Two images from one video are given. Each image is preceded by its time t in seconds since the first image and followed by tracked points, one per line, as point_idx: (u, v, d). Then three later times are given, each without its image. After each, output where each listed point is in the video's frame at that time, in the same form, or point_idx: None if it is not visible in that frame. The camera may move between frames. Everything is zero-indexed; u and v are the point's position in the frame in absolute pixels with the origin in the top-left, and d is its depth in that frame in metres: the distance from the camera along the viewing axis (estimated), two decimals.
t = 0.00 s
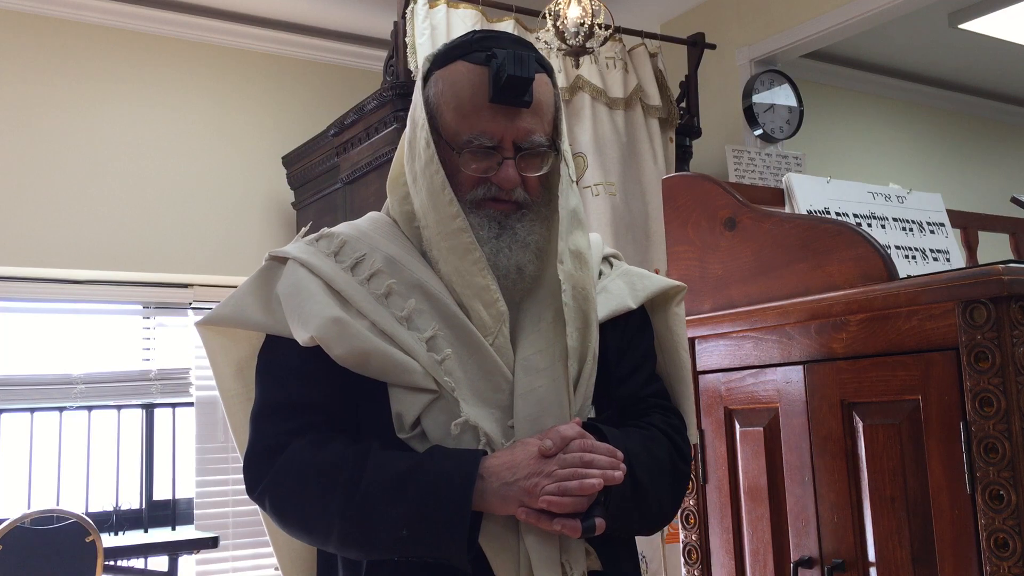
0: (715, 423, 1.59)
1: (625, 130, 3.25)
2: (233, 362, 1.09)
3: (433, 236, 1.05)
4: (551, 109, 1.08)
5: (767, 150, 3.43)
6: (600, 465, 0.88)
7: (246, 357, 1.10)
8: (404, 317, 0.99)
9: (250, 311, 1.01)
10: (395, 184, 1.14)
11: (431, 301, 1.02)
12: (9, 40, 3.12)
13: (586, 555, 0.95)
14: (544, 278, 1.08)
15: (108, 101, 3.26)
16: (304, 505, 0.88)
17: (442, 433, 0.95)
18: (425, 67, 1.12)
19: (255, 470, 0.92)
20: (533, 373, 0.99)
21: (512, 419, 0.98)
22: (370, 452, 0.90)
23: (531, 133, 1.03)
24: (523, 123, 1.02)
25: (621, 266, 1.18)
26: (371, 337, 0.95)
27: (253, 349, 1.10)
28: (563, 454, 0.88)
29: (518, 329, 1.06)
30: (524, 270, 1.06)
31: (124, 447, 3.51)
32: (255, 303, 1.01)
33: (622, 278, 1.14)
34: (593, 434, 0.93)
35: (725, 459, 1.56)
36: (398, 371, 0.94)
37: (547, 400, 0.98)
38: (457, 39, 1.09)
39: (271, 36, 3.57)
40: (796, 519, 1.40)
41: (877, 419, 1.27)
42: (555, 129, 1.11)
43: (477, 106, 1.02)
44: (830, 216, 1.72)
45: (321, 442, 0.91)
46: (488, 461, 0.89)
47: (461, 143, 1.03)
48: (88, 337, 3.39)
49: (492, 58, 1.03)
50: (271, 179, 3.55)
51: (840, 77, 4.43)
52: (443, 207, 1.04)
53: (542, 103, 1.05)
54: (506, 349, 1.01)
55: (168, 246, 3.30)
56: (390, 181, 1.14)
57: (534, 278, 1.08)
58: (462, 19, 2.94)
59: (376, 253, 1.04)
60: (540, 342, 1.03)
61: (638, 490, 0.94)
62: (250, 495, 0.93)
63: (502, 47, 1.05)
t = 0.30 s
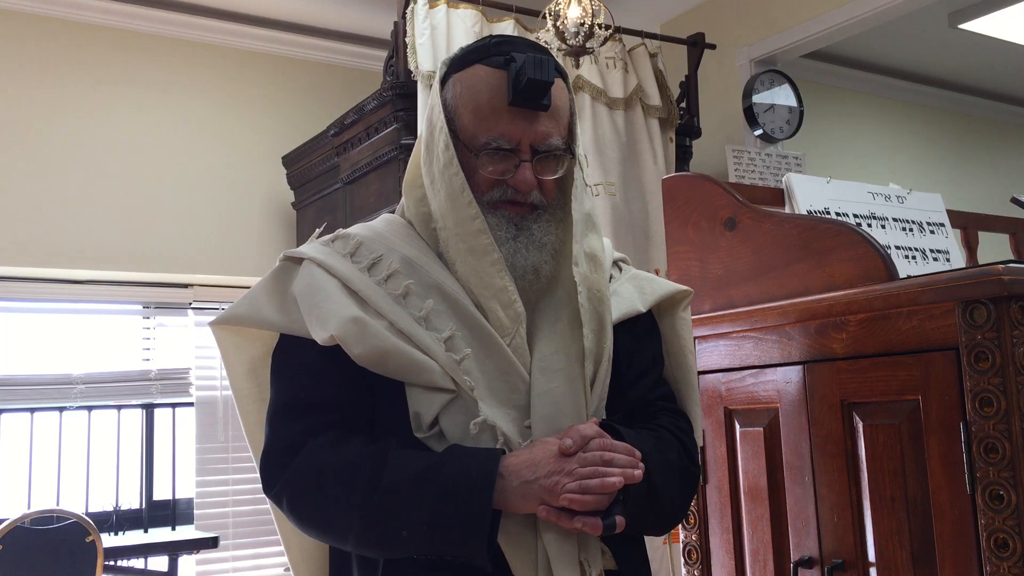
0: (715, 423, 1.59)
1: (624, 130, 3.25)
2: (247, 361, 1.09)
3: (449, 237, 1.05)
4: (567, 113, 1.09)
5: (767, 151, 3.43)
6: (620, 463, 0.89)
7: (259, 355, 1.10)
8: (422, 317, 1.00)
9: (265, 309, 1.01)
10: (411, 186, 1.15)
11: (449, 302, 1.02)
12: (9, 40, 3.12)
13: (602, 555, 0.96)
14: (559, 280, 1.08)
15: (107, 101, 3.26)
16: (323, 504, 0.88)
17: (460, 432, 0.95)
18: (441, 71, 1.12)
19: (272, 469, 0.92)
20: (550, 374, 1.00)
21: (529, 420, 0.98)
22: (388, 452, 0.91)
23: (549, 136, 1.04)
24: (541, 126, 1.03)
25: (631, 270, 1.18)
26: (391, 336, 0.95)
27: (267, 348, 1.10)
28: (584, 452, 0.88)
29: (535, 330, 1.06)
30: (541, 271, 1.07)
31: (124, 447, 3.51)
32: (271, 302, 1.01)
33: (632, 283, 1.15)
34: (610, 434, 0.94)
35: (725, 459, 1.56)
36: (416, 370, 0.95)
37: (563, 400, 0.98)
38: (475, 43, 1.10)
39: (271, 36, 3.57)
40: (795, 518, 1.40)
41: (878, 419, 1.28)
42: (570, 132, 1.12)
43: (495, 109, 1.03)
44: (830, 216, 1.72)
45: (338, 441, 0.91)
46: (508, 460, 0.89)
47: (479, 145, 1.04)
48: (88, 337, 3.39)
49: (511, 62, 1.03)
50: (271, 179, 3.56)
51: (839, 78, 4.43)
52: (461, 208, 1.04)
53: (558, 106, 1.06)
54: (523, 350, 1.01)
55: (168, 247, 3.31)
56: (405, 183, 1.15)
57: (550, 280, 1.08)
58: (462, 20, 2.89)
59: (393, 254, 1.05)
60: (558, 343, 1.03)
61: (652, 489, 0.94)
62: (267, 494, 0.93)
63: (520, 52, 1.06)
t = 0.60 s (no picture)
0: (715, 423, 1.59)
1: (624, 130, 3.25)
2: (252, 359, 1.09)
3: (458, 238, 1.06)
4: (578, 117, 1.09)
5: (767, 151, 3.43)
6: (628, 469, 0.89)
7: (264, 354, 1.10)
8: (430, 318, 1.00)
9: (271, 306, 1.01)
10: (420, 185, 1.14)
11: (457, 303, 1.02)
12: (9, 40, 3.12)
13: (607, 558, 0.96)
14: (569, 284, 1.09)
15: (108, 102, 3.26)
16: (329, 502, 0.88)
17: (467, 434, 0.95)
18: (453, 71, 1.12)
19: (279, 468, 0.92)
20: (558, 376, 1.00)
21: (536, 422, 0.98)
22: (395, 453, 0.91)
23: (558, 140, 1.04)
24: (551, 130, 1.03)
25: (637, 273, 1.18)
26: (399, 337, 0.95)
27: (274, 345, 1.10)
28: (592, 457, 0.88)
29: (542, 332, 1.06)
30: (549, 274, 1.07)
31: (125, 447, 3.51)
32: (279, 299, 1.01)
33: (638, 286, 1.15)
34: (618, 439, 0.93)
35: (725, 459, 1.56)
36: (424, 370, 0.95)
37: (571, 403, 0.98)
38: (486, 43, 1.10)
39: (271, 36, 3.57)
40: (796, 518, 1.40)
41: (879, 419, 1.28)
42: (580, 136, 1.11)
43: (506, 111, 1.03)
44: (830, 215, 1.72)
45: (345, 440, 0.91)
46: (516, 463, 0.89)
47: (490, 147, 1.04)
48: (88, 337, 3.39)
49: (524, 65, 1.03)
50: (271, 179, 3.56)
51: (839, 78, 4.43)
52: (471, 209, 1.04)
53: (570, 111, 1.06)
54: (531, 352, 1.01)
55: (168, 247, 3.31)
56: (414, 182, 1.14)
57: (558, 282, 1.08)
58: (462, 20, 2.88)
59: (401, 254, 1.05)
60: (565, 347, 1.03)
61: (656, 491, 0.95)
62: (273, 492, 0.93)
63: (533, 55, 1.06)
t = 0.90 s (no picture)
0: (715, 423, 1.59)
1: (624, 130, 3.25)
2: (254, 358, 1.09)
3: (459, 239, 1.05)
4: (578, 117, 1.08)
5: (766, 151, 3.43)
6: (628, 471, 0.89)
7: (266, 353, 1.10)
8: (432, 319, 0.99)
9: (272, 306, 1.01)
10: (422, 185, 1.14)
11: (459, 304, 1.02)
12: (9, 40, 3.12)
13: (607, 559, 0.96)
14: (570, 285, 1.08)
15: (108, 102, 3.26)
16: (331, 502, 0.88)
17: (469, 435, 0.95)
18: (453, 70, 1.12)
19: (280, 468, 0.92)
20: (559, 377, 1.00)
21: (537, 423, 0.98)
22: (395, 454, 0.90)
23: (559, 140, 1.04)
24: (551, 131, 1.03)
25: (640, 273, 1.18)
26: (400, 338, 0.95)
27: (276, 345, 1.10)
28: (592, 459, 0.88)
29: (544, 334, 1.06)
30: (550, 275, 1.07)
31: (125, 447, 3.51)
32: (280, 299, 1.01)
33: (641, 287, 1.15)
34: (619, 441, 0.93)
35: (725, 459, 1.56)
36: (426, 371, 0.95)
37: (573, 405, 0.98)
38: (487, 43, 1.09)
39: (271, 36, 3.57)
40: (796, 518, 1.40)
41: (879, 419, 1.28)
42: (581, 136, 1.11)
43: (505, 112, 1.03)
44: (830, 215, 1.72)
45: (347, 441, 0.91)
46: (516, 465, 0.89)
47: (490, 149, 1.04)
48: (88, 337, 3.39)
49: (522, 65, 1.03)
50: (270, 179, 3.56)
51: (839, 78, 4.43)
52: (472, 211, 1.04)
53: (569, 111, 1.06)
54: (532, 353, 1.01)
55: (168, 247, 3.31)
56: (415, 182, 1.14)
57: (560, 283, 1.08)
58: (462, 20, 2.88)
59: (402, 254, 1.05)
60: (566, 348, 1.03)
61: (657, 491, 0.94)
62: (274, 492, 0.93)
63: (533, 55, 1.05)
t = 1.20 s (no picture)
0: (715, 423, 1.58)
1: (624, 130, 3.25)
2: (253, 358, 1.09)
3: (458, 240, 1.05)
4: (573, 117, 1.08)
5: (766, 150, 3.43)
6: (628, 476, 0.89)
7: (265, 354, 1.09)
8: (430, 321, 0.99)
9: (270, 307, 1.01)
10: (420, 185, 1.14)
11: (457, 306, 1.02)
12: (9, 40, 3.12)
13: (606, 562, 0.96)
14: (569, 287, 1.08)
15: (107, 102, 3.26)
16: (330, 504, 0.88)
17: (468, 437, 0.95)
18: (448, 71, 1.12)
19: (279, 469, 0.92)
20: (558, 378, 0.99)
21: (536, 426, 0.98)
22: (394, 456, 0.90)
23: (553, 143, 1.03)
24: (545, 134, 1.03)
25: (642, 272, 1.17)
26: (398, 340, 0.95)
27: (276, 346, 1.10)
28: (591, 464, 0.88)
29: (543, 335, 1.05)
30: (549, 277, 1.06)
31: (125, 447, 3.51)
32: (280, 300, 1.01)
33: (641, 286, 1.14)
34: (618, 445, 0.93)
35: (724, 459, 1.56)
36: (424, 374, 0.94)
37: (572, 407, 0.98)
38: (480, 45, 1.09)
39: (271, 36, 3.57)
40: (796, 519, 1.40)
41: (879, 420, 1.27)
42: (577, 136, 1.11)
43: (498, 116, 1.02)
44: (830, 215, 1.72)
45: (346, 443, 0.91)
46: (515, 468, 0.89)
47: (483, 152, 1.04)
48: (88, 337, 3.39)
49: (514, 68, 1.03)
50: (270, 179, 3.56)
51: (839, 78, 4.43)
52: (469, 213, 1.04)
53: (564, 112, 1.05)
54: (531, 355, 1.01)
55: (168, 247, 3.30)
56: (413, 183, 1.14)
57: (558, 283, 1.08)
58: (462, 20, 2.88)
59: (401, 255, 1.05)
60: (565, 349, 1.03)
61: (658, 490, 0.94)
62: (273, 494, 0.93)
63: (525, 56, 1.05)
